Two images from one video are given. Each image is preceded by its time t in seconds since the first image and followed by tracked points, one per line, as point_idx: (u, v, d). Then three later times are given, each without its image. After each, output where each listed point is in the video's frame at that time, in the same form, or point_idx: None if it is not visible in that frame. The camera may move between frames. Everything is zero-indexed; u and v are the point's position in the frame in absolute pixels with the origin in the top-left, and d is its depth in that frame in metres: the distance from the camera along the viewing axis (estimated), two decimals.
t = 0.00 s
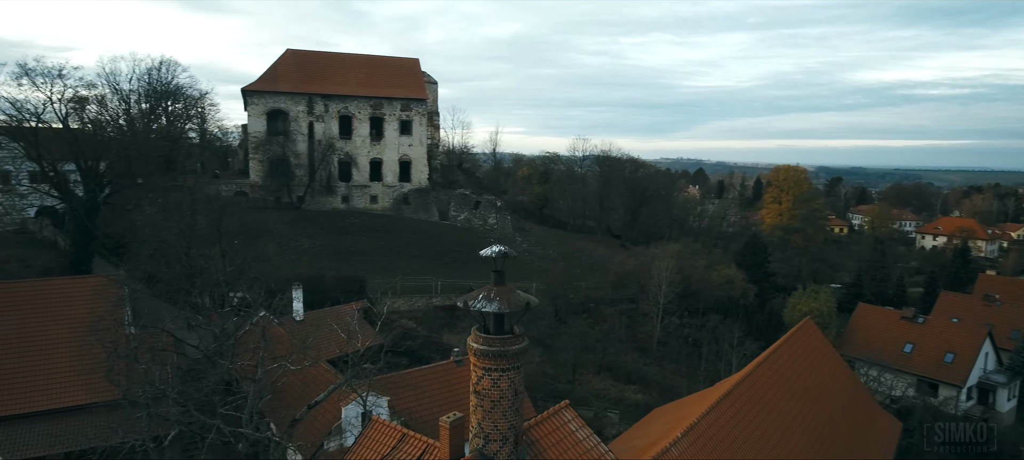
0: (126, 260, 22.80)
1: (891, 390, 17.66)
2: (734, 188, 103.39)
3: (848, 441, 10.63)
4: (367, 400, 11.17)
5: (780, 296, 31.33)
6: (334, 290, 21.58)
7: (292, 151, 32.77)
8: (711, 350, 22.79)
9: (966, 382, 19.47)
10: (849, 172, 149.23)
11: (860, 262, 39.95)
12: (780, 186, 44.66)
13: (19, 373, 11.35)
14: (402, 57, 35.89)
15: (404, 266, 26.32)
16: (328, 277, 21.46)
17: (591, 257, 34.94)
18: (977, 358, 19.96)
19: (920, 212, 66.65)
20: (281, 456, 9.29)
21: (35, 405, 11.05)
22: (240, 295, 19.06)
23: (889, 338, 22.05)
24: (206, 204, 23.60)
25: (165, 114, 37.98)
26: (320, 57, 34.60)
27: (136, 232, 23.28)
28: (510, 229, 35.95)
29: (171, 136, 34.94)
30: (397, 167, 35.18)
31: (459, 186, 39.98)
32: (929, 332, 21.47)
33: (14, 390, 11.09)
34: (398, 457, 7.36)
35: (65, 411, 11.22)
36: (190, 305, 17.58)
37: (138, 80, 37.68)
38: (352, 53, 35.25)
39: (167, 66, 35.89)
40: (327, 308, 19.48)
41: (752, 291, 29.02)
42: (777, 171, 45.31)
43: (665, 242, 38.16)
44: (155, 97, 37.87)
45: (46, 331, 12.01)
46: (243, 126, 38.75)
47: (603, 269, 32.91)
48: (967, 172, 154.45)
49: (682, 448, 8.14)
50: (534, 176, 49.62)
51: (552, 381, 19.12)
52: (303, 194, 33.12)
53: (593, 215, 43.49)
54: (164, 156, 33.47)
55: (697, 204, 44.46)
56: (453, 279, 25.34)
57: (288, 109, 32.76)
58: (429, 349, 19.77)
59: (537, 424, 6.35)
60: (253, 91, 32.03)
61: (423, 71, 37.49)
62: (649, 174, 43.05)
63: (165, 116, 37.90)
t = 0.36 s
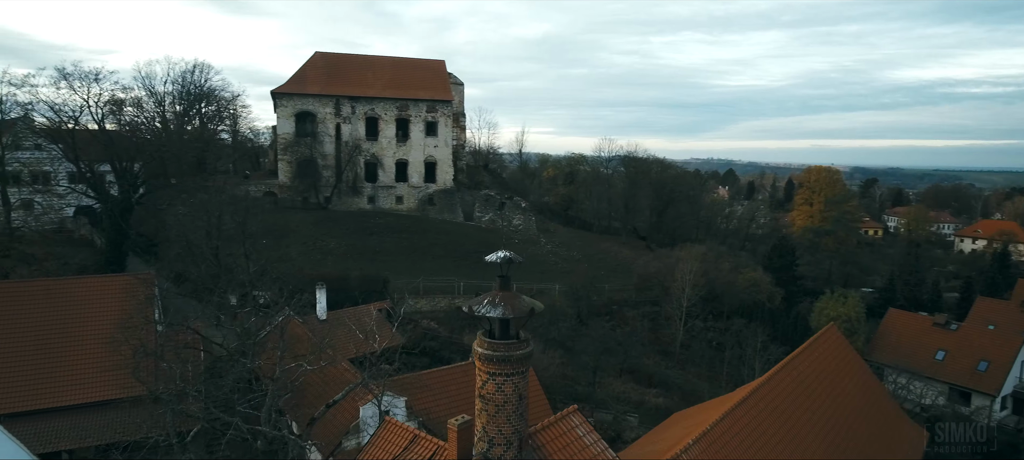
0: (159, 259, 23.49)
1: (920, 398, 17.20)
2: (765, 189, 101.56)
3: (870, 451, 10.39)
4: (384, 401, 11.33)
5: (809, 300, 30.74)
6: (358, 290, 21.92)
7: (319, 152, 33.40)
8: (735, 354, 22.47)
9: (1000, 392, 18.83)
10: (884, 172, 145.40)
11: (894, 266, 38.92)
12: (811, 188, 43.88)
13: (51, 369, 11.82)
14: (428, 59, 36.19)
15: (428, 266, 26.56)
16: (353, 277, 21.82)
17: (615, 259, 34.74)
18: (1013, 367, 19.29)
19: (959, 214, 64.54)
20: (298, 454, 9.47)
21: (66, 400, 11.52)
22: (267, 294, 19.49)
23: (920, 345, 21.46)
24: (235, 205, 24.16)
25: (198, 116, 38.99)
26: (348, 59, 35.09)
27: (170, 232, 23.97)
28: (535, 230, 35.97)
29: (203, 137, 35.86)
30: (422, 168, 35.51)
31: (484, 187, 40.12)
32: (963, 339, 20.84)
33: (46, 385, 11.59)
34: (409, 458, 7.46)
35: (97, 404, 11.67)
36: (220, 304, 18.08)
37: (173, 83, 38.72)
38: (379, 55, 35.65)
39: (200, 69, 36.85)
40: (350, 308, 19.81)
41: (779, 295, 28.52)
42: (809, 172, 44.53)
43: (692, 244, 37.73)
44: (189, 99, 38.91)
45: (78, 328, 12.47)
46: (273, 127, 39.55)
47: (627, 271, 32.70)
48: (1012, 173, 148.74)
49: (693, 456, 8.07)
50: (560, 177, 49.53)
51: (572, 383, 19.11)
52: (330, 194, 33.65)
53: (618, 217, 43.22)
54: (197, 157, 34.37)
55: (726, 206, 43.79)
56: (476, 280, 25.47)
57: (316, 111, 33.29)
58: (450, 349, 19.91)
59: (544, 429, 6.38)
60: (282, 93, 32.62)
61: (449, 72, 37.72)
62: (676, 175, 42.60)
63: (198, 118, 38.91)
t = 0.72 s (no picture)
0: (184, 258, 24.04)
1: (946, 406, 16.79)
2: (793, 190, 99.89)
3: None
4: (396, 401, 11.43)
5: (833, 304, 30.17)
6: (377, 290, 22.17)
7: (341, 153, 33.75)
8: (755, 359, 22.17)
9: None
10: (917, 173, 141.71)
11: (924, 270, 37.96)
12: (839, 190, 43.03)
13: (76, 366, 12.20)
14: (450, 61, 36.37)
15: (447, 267, 26.71)
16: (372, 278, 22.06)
17: (636, 261, 34.50)
18: None
19: (995, 216, 62.58)
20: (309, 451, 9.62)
21: (89, 395, 11.89)
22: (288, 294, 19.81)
23: (948, 352, 20.94)
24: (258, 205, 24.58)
25: (225, 118, 39.74)
26: (371, 61, 35.45)
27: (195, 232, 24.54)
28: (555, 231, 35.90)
29: (229, 139, 36.54)
30: (443, 169, 35.71)
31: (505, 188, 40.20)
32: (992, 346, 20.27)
33: (71, 382, 11.98)
34: None
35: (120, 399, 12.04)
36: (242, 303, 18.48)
37: (201, 85, 39.57)
38: (401, 57, 35.93)
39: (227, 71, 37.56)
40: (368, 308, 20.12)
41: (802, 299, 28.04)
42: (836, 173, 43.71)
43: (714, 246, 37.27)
44: (216, 101, 39.69)
45: (101, 326, 12.84)
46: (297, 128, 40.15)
47: (647, 273, 32.46)
48: None
49: None
50: (582, 178, 49.37)
51: (588, 385, 19.07)
52: (352, 195, 34.01)
53: (640, 218, 42.90)
54: (223, 158, 35.06)
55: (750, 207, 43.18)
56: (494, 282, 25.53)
57: (338, 112, 33.70)
58: (466, 350, 20.00)
59: (547, 434, 6.39)
60: (306, 95, 33.08)
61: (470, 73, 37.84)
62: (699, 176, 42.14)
63: (225, 119, 39.66)
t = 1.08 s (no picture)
0: (207, 258, 24.51)
1: (973, 415, 16.34)
2: (821, 191, 97.96)
3: None
4: (408, 402, 11.52)
5: (859, 309, 29.54)
6: (395, 291, 22.34)
7: (362, 155, 34.05)
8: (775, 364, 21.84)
9: None
10: (951, 173, 137.74)
11: (956, 274, 36.92)
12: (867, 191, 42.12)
13: (94, 363, 12.61)
14: (471, 62, 36.42)
15: (465, 268, 26.81)
16: (390, 279, 22.25)
17: (657, 263, 34.19)
18: None
19: None
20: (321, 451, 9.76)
21: (111, 391, 12.31)
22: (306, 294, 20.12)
23: (976, 360, 20.38)
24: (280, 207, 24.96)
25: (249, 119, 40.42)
26: (392, 63, 35.71)
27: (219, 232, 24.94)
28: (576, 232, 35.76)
29: (254, 140, 37.15)
30: (463, 170, 35.81)
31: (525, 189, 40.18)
32: None
33: (93, 378, 12.42)
34: None
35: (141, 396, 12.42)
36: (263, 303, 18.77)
37: (227, 86, 40.30)
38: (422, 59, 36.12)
39: (251, 74, 38.20)
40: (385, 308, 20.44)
41: (826, 303, 27.51)
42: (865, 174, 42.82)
43: (737, 248, 36.75)
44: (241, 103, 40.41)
45: (120, 325, 13.26)
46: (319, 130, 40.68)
47: (667, 275, 32.17)
48: None
49: None
50: (604, 178, 49.05)
51: (604, 389, 18.96)
52: (372, 196, 34.30)
53: (661, 220, 42.51)
54: (247, 159, 35.67)
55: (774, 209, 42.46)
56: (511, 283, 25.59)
57: (360, 114, 34.03)
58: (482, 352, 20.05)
59: (547, 440, 6.38)
60: (328, 97, 33.44)
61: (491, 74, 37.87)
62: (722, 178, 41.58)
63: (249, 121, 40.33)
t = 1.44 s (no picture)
0: (235, 257, 25.01)
1: (1011, 429, 15.67)
2: (857, 193, 95.39)
3: None
4: (424, 405, 11.55)
5: (893, 315, 28.64)
6: (417, 292, 22.47)
7: (388, 156, 34.29)
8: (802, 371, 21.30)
9: None
10: (996, 175, 132.69)
11: (999, 279, 35.51)
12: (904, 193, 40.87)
13: (116, 360, 13.02)
14: (496, 64, 36.37)
15: (489, 270, 26.82)
16: (412, 280, 22.39)
17: (683, 266, 33.68)
18: None
19: None
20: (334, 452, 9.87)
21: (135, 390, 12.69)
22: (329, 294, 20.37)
23: (1016, 370, 19.56)
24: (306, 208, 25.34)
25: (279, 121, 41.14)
26: (419, 65, 35.89)
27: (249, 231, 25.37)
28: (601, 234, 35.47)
29: (283, 141, 37.79)
30: (489, 171, 35.79)
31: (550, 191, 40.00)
32: None
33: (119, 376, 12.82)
34: None
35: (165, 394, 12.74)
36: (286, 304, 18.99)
37: (258, 88, 41.07)
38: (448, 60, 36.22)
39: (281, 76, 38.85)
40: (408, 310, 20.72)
41: (858, 309, 26.75)
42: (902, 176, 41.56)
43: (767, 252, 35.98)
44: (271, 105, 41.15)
45: (143, 323, 13.64)
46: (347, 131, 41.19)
47: (694, 278, 31.68)
48: None
49: None
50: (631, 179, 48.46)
51: (624, 394, 18.75)
52: (398, 196, 34.50)
53: (689, 222, 41.88)
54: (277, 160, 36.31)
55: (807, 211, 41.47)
56: (534, 286, 25.52)
57: (386, 115, 34.24)
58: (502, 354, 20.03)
59: (551, 449, 6.59)
60: (355, 98, 33.74)
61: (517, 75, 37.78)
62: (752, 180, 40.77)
63: (279, 122, 41.06)
